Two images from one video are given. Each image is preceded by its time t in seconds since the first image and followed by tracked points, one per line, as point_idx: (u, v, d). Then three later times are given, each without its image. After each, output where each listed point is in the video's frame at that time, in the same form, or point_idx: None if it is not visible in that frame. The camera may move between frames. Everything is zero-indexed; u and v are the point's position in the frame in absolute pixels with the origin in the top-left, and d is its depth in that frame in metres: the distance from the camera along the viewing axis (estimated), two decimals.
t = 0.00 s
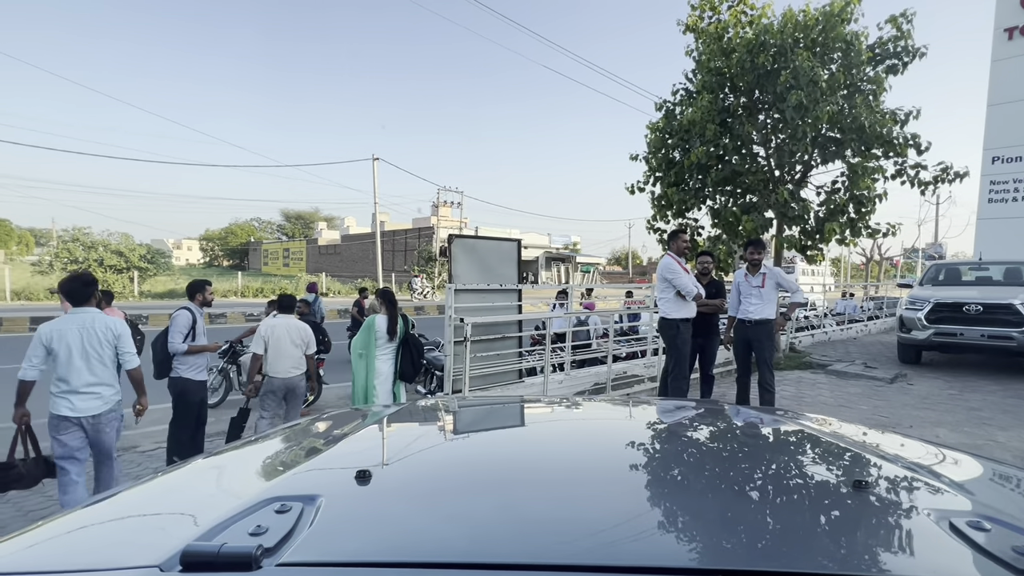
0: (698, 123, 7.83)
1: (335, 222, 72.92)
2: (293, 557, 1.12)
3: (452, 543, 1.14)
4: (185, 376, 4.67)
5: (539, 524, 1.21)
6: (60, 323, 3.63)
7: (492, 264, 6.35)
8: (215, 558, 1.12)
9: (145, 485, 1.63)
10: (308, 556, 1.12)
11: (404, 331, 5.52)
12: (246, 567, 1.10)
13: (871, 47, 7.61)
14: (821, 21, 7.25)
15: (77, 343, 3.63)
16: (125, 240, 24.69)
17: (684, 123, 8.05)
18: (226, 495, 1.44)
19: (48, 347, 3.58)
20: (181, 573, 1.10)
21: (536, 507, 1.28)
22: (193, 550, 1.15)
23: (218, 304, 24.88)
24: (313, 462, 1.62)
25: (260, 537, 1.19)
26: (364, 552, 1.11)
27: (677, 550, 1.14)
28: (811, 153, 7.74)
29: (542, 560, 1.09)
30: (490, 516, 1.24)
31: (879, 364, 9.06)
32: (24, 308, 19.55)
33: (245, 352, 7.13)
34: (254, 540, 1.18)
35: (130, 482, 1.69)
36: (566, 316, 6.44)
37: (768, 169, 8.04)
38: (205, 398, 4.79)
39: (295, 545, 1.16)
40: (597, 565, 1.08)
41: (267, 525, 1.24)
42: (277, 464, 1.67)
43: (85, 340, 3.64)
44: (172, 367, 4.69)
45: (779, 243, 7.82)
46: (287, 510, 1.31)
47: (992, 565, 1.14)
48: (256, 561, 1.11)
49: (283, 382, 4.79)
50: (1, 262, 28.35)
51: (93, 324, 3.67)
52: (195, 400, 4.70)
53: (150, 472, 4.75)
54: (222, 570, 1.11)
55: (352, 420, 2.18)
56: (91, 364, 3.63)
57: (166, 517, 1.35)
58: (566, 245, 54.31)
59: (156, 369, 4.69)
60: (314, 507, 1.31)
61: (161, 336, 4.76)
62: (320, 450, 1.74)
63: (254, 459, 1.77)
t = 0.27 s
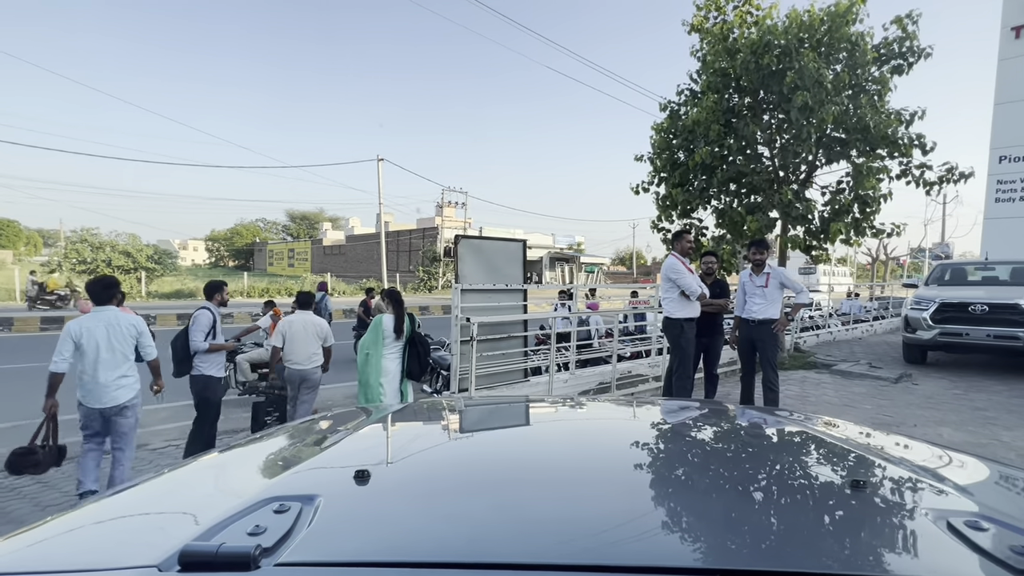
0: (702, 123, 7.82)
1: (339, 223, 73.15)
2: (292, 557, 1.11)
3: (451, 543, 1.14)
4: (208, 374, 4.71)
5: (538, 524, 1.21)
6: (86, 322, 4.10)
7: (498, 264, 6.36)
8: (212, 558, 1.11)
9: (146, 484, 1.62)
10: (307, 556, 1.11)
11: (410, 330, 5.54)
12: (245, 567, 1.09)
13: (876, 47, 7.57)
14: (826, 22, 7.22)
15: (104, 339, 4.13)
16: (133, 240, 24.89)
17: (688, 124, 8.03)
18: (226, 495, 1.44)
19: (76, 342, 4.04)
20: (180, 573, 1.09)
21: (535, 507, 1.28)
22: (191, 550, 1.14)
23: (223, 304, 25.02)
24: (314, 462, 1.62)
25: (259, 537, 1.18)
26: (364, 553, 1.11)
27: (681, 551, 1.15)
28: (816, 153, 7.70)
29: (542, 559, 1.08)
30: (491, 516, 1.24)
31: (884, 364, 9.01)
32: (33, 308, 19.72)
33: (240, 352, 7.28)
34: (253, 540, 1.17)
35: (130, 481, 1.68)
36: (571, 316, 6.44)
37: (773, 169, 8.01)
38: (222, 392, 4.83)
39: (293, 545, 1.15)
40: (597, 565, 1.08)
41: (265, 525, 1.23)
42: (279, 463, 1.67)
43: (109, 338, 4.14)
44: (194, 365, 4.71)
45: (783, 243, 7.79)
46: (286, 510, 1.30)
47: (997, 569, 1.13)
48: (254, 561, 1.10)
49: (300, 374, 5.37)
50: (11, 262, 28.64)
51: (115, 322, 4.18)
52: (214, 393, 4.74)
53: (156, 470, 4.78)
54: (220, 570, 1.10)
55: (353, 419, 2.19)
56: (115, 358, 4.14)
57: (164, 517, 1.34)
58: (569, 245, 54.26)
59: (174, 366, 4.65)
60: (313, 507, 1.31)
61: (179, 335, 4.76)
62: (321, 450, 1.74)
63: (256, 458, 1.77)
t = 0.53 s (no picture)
0: (706, 124, 7.80)
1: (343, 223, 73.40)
2: (290, 557, 1.11)
3: (450, 542, 1.15)
4: (230, 369, 4.97)
5: (538, 524, 1.21)
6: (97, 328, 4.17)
7: (503, 264, 6.37)
8: (209, 559, 1.12)
9: (149, 484, 1.63)
10: (305, 556, 1.11)
11: (417, 329, 5.56)
12: (242, 567, 1.09)
13: (880, 48, 7.54)
14: (831, 22, 7.20)
15: (117, 344, 4.21)
16: (139, 241, 25.07)
17: (692, 125, 8.02)
18: (227, 495, 1.45)
19: (89, 347, 4.11)
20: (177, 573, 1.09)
21: (536, 506, 1.29)
22: (189, 551, 1.14)
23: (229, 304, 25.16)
24: (314, 461, 1.63)
25: (256, 538, 1.18)
26: (362, 553, 1.11)
27: (685, 549, 1.15)
28: (820, 154, 7.68)
29: (540, 559, 1.09)
30: (490, 516, 1.24)
31: (888, 363, 8.97)
32: (41, 309, 19.89)
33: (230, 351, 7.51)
34: (250, 540, 1.17)
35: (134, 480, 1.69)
36: (575, 316, 6.45)
37: (777, 169, 7.99)
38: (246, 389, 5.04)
39: (291, 546, 1.15)
40: (595, 564, 1.08)
41: (263, 525, 1.24)
42: (281, 462, 1.68)
43: (120, 342, 4.22)
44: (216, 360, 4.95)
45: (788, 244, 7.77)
46: (284, 510, 1.31)
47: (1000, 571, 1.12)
48: (251, 561, 1.11)
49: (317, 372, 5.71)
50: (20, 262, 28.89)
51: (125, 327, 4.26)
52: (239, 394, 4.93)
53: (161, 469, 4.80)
54: (217, 571, 1.10)
55: (357, 417, 2.21)
56: (128, 362, 4.23)
57: (163, 518, 1.34)
58: (573, 246, 54.23)
59: (197, 364, 4.91)
60: (311, 507, 1.32)
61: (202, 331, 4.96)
62: (322, 449, 1.75)
63: (259, 456, 1.79)
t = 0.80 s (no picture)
0: (709, 125, 7.79)
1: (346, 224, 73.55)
2: (289, 558, 1.12)
3: (449, 542, 1.15)
4: (252, 369, 5.18)
5: (537, 524, 1.22)
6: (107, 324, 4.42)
7: (507, 264, 6.38)
8: (209, 559, 1.12)
9: (151, 483, 1.64)
10: (304, 556, 1.12)
11: (421, 329, 5.57)
12: (242, 567, 1.10)
13: (883, 48, 7.52)
14: (833, 23, 7.19)
15: (121, 339, 4.44)
16: (144, 241, 25.20)
17: (695, 125, 8.01)
18: (228, 495, 1.45)
19: (98, 342, 4.36)
20: (177, 573, 1.10)
21: (536, 507, 1.30)
22: (189, 551, 1.15)
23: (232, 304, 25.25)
24: (314, 461, 1.64)
25: (256, 538, 1.19)
26: (361, 553, 1.12)
27: (687, 549, 1.15)
28: (823, 154, 7.66)
29: (539, 559, 1.09)
30: (490, 516, 1.25)
31: (892, 363, 8.94)
32: (47, 309, 20.01)
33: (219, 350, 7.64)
34: (250, 540, 1.18)
35: (136, 479, 1.70)
36: (578, 316, 6.45)
37: (780, 170, 7.97)
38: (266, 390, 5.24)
39: (291, 546, 1.16)
40: (593, 565, 1.08)
41: (263, 525, 1.25)
42: (283, 461, 1.69)
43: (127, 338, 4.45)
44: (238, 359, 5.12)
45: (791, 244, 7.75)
46: (283, 510, 1.31)
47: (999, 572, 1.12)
48: (251, 561, 1.11)
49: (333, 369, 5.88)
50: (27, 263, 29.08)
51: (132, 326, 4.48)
52: (261, 395, 5.17)
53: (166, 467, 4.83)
54: (216, 571, 1.10)
55: (359, 416, 2.21)
56: (134, 356, 4.46)
57: (164, 518, 1.35)
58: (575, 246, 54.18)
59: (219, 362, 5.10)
60: (311, 507, 1.32)
61: (226, 330, 5.11)
62: (323, 448, 1.76)
63: (260, 456, 1.79)
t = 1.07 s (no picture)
0: (712, 125, 7.77)
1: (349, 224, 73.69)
2: (290, 558, 1.12)
3: (449, 542, 1.15)
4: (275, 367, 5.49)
5: (538, 525, 1.21)
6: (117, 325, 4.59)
7: (509, 264, 6.38)
8: (210, 559, 1.13)
9: (154, 483, 1.65)
10: (305, 556, 1.12)
11: (424, 329, 5.58)
12: (243, 567, 1.11)
13: (886, 47, 7.49)
14: (836, 22, 7.16)
15: (132, 338, 4.59)
16: (148, 242, 25.30)
17: (698, 125, 8.00)
18: (230, 495, 1.46)
19: (109, 342, 4.53)
20: (179, 573, 1.10)
21: (537, 507, 1.29)
22: (190, 551, 1.15)
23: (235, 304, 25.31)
24: (316, 461, 1.64)
25: (257, 537, 1.19)
26: (362, 553, 1.12)
27: (689, 550, 1.15)
28: (827, 154, 7.63)
29: (540, 559, 1.09)
30: (490, 517, 1.25)
31: (896, 363, 8.90)
32: (52, 309, 20.10)
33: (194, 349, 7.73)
34: (251, 540, 1.18)
35: (138, 479, 1.71)
36: (580, 316, 6.44)
37: (783, 169, 7.95)
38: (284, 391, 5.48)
39: (292, 546, 1.16)
40: (595, 565, 1.08)
41: (264, 525, 1.25)
42: (284, 461, 1.69)
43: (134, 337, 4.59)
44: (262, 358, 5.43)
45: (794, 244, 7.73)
46: (285, 510, 1.32)
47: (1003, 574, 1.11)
48: (252, 561, 1.11)
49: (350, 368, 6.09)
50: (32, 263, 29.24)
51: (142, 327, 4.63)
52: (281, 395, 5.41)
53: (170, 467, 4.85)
54: (217, 570, 1.11)
55: (361, 417, 2.21)
56: (141, 356, 4.60)
57: (165, 518, 1.36)
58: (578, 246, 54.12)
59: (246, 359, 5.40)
60: (312, 507, 1.33)
61: (252, 330, 5.37)
62: (325, 448, 1.76)
63: (263, 455, 1.80)
